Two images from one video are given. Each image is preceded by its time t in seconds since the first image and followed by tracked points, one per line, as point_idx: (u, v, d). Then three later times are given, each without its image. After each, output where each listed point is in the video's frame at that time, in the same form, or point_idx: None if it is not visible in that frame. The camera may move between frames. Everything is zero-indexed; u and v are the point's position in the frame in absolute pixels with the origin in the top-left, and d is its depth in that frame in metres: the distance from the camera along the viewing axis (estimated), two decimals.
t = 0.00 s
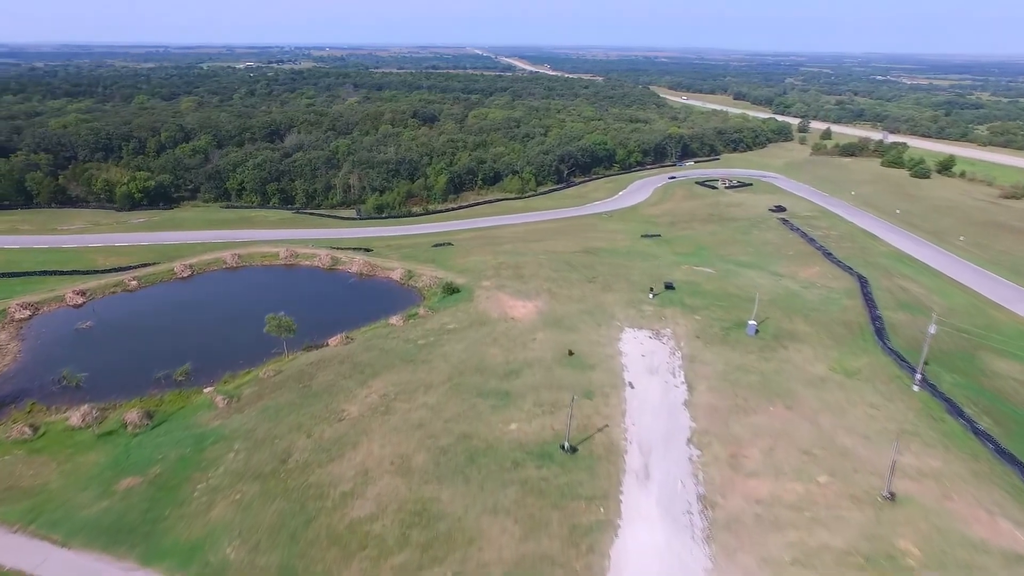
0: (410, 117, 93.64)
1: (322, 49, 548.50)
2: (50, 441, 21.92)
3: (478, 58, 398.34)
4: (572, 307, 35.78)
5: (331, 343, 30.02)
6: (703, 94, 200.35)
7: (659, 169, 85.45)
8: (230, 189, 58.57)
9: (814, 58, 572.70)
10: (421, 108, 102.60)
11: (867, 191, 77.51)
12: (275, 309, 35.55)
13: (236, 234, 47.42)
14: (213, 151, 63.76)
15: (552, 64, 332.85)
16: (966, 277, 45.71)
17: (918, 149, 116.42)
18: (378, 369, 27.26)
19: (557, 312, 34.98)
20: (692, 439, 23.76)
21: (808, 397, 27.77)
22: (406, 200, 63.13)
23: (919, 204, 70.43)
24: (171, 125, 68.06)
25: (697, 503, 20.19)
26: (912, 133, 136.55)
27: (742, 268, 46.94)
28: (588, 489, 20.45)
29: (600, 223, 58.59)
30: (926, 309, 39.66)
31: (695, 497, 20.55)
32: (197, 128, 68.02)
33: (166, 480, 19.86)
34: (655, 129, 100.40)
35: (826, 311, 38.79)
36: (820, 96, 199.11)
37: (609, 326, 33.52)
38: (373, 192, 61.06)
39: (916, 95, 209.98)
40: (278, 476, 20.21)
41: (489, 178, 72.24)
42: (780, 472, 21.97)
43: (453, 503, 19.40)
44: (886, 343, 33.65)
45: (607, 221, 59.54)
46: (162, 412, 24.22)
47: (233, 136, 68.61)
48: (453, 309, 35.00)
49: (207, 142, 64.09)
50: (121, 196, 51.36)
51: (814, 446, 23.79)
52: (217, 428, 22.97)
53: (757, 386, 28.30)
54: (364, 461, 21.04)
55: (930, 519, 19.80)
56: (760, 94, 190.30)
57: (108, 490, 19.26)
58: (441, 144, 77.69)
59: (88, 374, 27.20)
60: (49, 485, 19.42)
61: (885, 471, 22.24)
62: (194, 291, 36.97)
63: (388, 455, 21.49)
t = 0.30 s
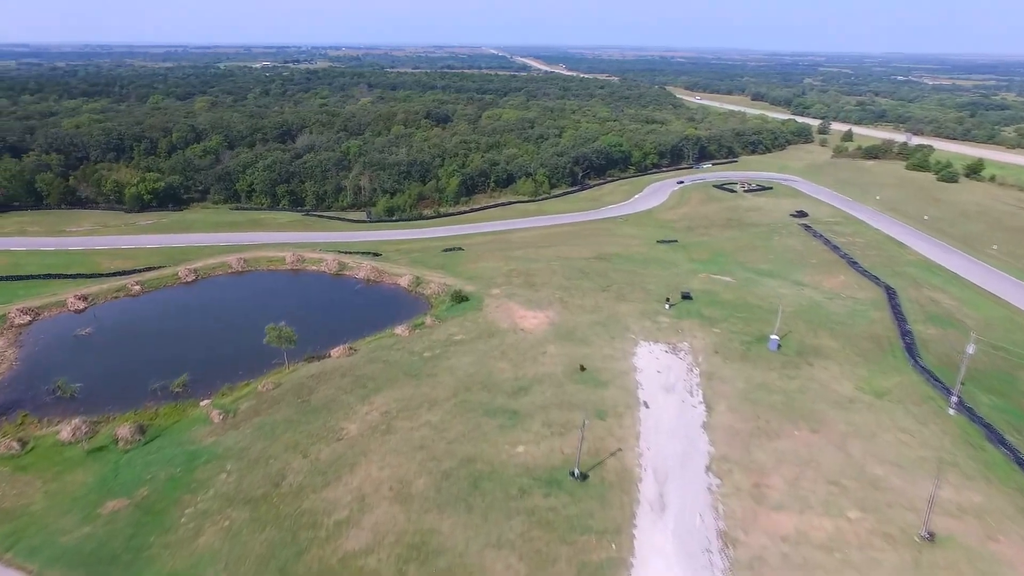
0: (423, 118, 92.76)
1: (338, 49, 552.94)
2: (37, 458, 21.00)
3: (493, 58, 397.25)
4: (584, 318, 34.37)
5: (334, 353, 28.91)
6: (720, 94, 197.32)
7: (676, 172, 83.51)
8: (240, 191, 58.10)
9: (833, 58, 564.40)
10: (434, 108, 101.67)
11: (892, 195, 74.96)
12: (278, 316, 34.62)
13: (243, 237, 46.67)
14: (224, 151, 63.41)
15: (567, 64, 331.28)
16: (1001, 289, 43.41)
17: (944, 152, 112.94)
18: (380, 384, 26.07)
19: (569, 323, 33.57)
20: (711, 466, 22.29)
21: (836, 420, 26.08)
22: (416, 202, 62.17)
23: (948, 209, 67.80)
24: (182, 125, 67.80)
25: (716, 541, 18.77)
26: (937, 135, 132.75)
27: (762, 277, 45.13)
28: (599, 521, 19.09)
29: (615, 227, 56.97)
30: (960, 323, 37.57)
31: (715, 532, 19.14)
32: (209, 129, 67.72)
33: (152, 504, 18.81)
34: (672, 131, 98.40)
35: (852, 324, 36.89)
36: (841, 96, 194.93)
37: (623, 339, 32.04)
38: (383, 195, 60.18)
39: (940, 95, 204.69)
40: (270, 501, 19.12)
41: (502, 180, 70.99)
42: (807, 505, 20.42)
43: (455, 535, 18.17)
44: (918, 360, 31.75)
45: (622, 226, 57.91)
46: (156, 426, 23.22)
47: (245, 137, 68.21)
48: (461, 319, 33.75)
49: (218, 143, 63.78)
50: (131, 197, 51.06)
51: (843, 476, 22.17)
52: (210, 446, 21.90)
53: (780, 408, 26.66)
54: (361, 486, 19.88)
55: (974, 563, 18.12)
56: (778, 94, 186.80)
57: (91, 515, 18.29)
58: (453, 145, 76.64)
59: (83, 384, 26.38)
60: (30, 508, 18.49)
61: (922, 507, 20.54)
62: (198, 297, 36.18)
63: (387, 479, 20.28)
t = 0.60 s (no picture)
0: (435, 118, 91.85)
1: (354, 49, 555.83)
2: (23, 476, 20.14)
3: (508, 58, 397.21)
4: (597, 330, 32.94)
5: (336, 366, 27.80)
6: (737, 95, 194.15)
7: (693, 175, 81.59)
8: (249, 193, 57.60)
9: (853, 58, 555.50)
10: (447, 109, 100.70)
11: (917, 201, 72.45)
12: (281, 324, 33.69)
13: (250, 241, 45.96)
14: (234, 153, 63.00)
15: (582, 64, 329.03)
16: None
17: (970, 155, 109.56)
18: (382, 401, 24.92)
19: (581, 336, 32.18)
20: (732, 498, 20.80)
21: (866, 447, 24.41)
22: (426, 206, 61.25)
23: (977, 216, 65.25)
24: (193, 125, 67.50)
25: None
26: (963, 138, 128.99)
27: (784, 287, 43.34)
28: (611, 560, 17.75)
29: (629, 233, 55.41)
30: (995, 340, 35.55)
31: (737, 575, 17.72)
32: (220, 130, 67.39)
33: (137, 533, 17.79)
34: (689, 133, 96.40)
35: (880, 340, 35.05)
36: (861, 97, 191.08)
37: (638, 354, 30.57)
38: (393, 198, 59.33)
39: (964, 96, 199.71)
40: (260, 531, 18.03)
41: (514, 183, 69.76)
42: (836, 546, 18.87)
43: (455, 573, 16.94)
44: (952, 381, 29.90)
45: (637, 231, 56.34)
46: (148, 443, 22.26)
47: (256, 138, 67.78)
48: (469, 329, 32.53)
49: (228, 145, 63.38)
50: (139, 199, 50.68)
51: (876, 513, 20.55)
52: (202, 466, 20.86)
53: (805, 433, 25.05)
54: (357, 515, 18.71)
55: None
56: (797, 95, 183.20)
57: (72, 543, 17.34)
58: (465, 147, 75.56)
59: (77, 395, 25.58)
60: (10, 534, 17.58)
61: (964, 550, 18.88)
62: (201, 303, 35.38)
63: (385, 508, 19.09)
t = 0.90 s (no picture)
0: (451, 120, 90.96)
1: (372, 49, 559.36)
2: (11, 496, 19.42)
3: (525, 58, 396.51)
4: (612, 345, 31.50)
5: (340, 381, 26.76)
6: (758, 96, 190.58)
7: (712, 179, 79.53)
8: (261, 195, 57.22)
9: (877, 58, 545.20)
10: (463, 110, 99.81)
11: (948, 208, 69.62)
12: (285, 332, 32.83)
13: (259, 244, 45.35)
14: (248, 154, 62.68)
15: (600, 64, 327.06)
16: None
17: (1002, 160, 105.60)
18: (386, 420, 23.81)
19: (595, 350, 30.80)
20: (756, 535, 19.32)
21: (901, 478, 22.70)
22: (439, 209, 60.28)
23: (1012, 224, 62.40)
24: (208, 127, 67.41)
25: None
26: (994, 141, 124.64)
27: (808, 299, 41.44)
28: None
29: (646, 239, 53.79)
30: None
31: None
32: (234, 131, 67.24)
33: (122, 563, 16.91)
34: (708, 135, 94.18)
35: (913, 357, 33.10)
36: (886, 99, 186.07)
37: (655, 371, 29.09)
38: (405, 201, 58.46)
39: (993, 98, 193.55)
40: (251, 563, 17.05)
41: (529, 186, 68.54)
42: None
43: None
44: (993, 405, 27.96)
45: (654, 237, 54.70)
46: (142, 461, 21.41)
47: (270, 139, 67.47)
48: (478, 342, 31.33)
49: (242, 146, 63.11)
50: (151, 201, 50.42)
51: (913, 555, 18.94)
52: (194, 488, 19.93)
53: (834, 461, 23.41)
54: (354, 547, 17.64)
55: None
56: (820, 96, 179.08)
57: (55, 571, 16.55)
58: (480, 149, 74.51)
59: (74, 407, 24.92)
60: None
61: None
62: (206, 310, 34.71)
63: (382, 540, 17.97)
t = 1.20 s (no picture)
0: (465, 121, 90.10)
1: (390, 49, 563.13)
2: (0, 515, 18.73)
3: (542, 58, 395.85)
4: (626, 360, 30.21)
5: (343, 395, 25.81)
6: (777, 98, 187.28)
7: (731, 183, 77.66)
8: (273, 198, 56.86)
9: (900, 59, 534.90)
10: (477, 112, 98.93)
11: (978, 215, 67.04)
12: (290, 340, 32.02)
13: (269, 248, 44.80)
14: (260, 156, 62.42)
15: (617, 64, 325.77)
16: None
17: None
18: (389, 440, 22.79)
19: (609, 365, 29.54)
20: None
21: (938, 513, 21.14)
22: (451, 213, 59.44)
23: None
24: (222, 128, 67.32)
25: None
26: None
27: (833, 312, 39.70)
28: None
29: (662, 246, 52.31)
30: None
31: None
32: (247, 133, 67.08)
33: None
34: (728, 138, 92.14)
35: (946, 377, 31.30)
36: (909, 101, 181.64)
37: (671, 389, 27.74)
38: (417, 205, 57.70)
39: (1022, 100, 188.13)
40: None
41: (543, 190, 67.41)
42: None
43: None
44: None
45: (671, 244, 53.19)
46: (136, 478, 20.62)
47: (283, 141, 67.19)
48: (487, 355, 30.25)
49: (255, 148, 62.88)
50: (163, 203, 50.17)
51: None
52: (187, 511, 19.06)
53: (864, 492, 21.90)
54: None
55: None
56: (841, 98, 175.29)
57: None
58: (493, 152, 73.53)
59: (71, 418, 24.28)
60: None
61: None
62: (211, 316, 34.09)
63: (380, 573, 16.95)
